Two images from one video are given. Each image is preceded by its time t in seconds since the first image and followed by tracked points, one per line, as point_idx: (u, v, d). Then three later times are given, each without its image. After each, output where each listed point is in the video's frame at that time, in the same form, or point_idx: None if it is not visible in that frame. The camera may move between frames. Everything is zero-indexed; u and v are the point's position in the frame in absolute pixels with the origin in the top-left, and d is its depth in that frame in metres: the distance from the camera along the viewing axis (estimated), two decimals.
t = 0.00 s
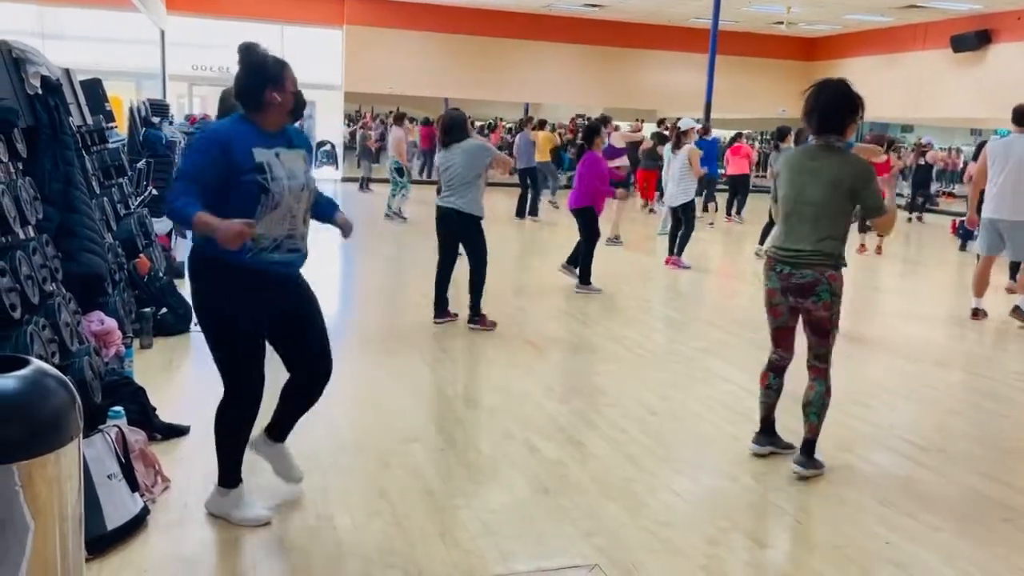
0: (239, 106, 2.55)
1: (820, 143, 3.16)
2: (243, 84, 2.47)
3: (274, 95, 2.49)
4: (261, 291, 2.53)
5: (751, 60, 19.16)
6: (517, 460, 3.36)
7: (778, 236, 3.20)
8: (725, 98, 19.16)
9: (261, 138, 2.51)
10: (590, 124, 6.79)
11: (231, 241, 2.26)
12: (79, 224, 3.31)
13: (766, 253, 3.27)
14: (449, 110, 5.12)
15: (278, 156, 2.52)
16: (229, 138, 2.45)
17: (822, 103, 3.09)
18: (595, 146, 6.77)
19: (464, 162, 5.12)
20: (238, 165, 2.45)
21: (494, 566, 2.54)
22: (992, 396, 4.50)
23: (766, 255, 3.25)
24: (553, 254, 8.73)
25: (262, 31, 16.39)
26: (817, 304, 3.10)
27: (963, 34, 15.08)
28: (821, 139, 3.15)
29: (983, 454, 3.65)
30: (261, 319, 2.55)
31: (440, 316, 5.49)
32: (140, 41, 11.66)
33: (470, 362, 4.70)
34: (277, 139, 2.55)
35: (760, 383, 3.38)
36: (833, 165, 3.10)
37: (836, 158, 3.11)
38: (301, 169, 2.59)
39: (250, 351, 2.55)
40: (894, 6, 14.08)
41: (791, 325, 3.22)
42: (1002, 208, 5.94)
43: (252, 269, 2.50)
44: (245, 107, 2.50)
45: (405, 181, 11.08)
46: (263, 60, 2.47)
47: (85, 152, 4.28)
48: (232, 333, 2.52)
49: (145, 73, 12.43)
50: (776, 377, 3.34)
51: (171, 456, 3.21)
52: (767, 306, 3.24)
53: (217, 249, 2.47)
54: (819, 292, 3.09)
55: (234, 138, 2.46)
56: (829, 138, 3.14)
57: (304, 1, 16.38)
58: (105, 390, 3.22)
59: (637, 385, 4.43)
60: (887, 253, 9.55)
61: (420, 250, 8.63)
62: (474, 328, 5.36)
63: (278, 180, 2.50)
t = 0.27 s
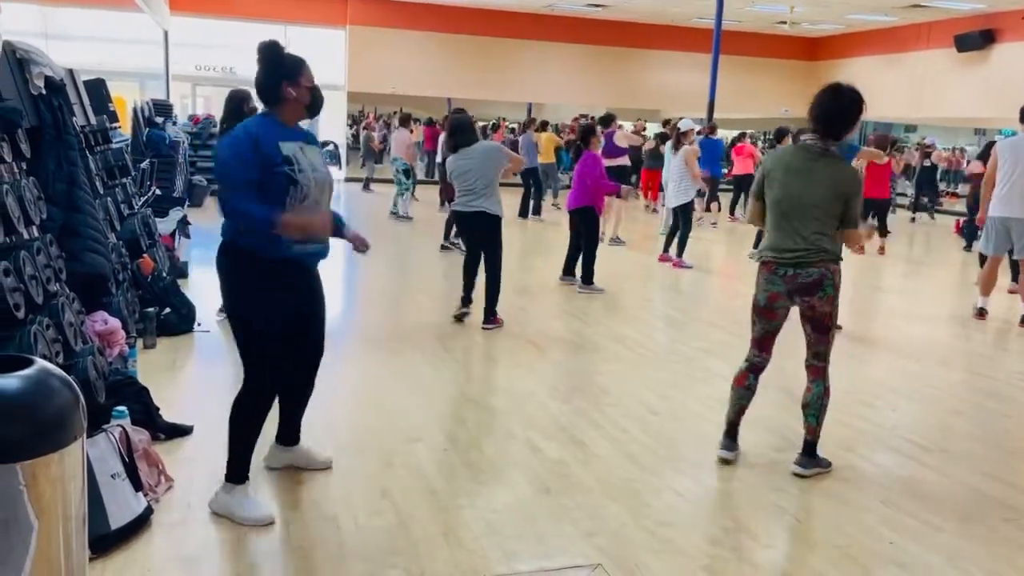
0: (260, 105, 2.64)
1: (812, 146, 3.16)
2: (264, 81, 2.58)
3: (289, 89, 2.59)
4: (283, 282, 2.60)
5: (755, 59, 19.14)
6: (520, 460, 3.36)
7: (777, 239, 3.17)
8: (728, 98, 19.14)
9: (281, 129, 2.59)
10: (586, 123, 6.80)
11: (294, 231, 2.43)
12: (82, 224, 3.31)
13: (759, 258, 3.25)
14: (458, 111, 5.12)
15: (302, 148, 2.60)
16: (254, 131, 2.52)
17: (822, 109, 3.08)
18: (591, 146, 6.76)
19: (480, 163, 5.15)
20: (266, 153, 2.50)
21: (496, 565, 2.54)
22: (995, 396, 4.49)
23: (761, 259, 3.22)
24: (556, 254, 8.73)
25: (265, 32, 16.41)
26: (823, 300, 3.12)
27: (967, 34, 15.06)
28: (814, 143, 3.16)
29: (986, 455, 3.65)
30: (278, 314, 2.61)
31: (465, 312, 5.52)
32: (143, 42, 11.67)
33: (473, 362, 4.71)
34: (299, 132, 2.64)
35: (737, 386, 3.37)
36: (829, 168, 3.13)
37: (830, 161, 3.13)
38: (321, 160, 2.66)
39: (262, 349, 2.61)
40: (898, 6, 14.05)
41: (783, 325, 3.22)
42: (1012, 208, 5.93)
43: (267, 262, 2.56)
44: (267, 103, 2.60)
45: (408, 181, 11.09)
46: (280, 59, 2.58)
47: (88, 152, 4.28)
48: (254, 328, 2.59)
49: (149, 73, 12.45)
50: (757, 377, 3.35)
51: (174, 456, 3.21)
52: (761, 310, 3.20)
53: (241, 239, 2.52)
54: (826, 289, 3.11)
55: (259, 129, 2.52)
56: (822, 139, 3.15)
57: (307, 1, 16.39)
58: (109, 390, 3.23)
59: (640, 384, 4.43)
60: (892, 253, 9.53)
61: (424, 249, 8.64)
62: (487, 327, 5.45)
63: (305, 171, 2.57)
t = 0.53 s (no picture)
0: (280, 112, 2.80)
1: (800, 145, 3.17)
2: (284, 89, 2.74)
3: (306, 98, 2.74)
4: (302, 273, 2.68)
5: (758, 59, 19.13)
6: (522, 460, 3.36)
7: (763, 237, 3.15)
8: (731, 98, 19.13)
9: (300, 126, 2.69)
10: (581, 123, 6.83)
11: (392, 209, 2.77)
12: (86, 225, 3.32)
13: (740, 254, 3.22)
14: (471, 108, 5.14)
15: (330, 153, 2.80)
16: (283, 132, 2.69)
17: (817, 106, 3.11)
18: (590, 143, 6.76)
19: (485, 163, 5.17)
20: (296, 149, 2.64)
21: (498, 566, 2.55)
22: (998, 397, 4.48)
23: (743, 257, 3.20)
24: (559, 254, 8.73)
25: (268, 32, 16.42)
26: (803, 301, 3.19)
27: (969, 34, 15.04)
28: (801, 142, 3.18)
29: (988, 455, 3.65)
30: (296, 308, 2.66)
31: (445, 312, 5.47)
32: (146, 42, 11.68)
33: (475, 362, 4.71)
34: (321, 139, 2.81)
35: (724, 391, 3.31)
36: (816, 168, 3.16)
37: (817, 160, 3.16)
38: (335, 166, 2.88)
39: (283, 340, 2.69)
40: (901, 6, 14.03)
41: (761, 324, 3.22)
42: (1012, 208, 5.93)
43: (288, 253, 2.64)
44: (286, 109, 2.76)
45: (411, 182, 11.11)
46: (299, 67, 2.75)
47: (91, 152, 4.29)
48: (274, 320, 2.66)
49: (151, 74, 12.46)
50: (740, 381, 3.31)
51: (177, 456, 3.22)
52: (743, 307, 3.18)
53: (268, 224, 2.63)
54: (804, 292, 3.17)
55: (287, 128, 2.68)
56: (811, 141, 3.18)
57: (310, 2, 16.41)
58: (111, 390, 3.23)
59: (642, 385, 4.43)
60: (893, 253, 9.53)
61: (427, 250, 8.64)
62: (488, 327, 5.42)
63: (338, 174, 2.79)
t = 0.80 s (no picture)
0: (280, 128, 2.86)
1: (797, 158, 3.18)
2: (284, 105, 2.80)
3: (305, 115, 2.81)
4: (321, 272, 2.69)
5: (760, 60, 19.12)
6: (523, 461, 3.36)
7: (760, 247, 3.16)
8: (733, 99, 19.13)
9: (305, 140, 2.75)
10: (580, 124, 6.85)
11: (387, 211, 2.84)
12: (88, 226, 3.33)
13: (737, 261, 3.22)
14: (460, 107, 5.12)
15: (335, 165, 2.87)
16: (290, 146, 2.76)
17: (805, 117, 3.08)
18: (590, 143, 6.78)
19: (472, 165, 5.17)
20: (308, 162, 2.72)
21: (498, 566, 2.55)
22: (1000, 398, 4.48)
23: (740, 265, 3.20)
24: (561, 255, 8.74)
25: (271, 33, 16.43)
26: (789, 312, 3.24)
27: (972, 34, 15.03)
28: (798, 154, 3.17)
29: (991, 456, 3.64)
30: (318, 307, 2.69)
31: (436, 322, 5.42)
32: (149, 44, 11.71)
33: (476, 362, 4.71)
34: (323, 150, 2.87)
35: (721, 391, 3.31)
36: (813, 182, 3.17)
37: (815, 174, 3.18)
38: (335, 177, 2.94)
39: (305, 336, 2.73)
40: (903, 7, 14.02)
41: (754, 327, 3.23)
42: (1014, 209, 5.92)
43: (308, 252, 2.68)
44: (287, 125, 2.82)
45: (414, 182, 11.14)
46: (299, 83, 2.81)
47: (94, 153, 4.30)
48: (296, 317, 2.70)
49: (154, 75, 12.50)
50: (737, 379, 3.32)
51: (179, 457, 3.22)
52: (736, 311, 3.19)
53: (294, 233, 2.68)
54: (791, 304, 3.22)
55: (292, 143, 2.76)
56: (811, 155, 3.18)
57: (313, 3, 16.43)
58: (113, 391, 3.24)
59: (644, 385, 4.43)
60: (894, 254, 9.54)
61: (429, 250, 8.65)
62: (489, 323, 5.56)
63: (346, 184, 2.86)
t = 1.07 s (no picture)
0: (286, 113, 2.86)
1: (810, 147, 3.17)
2: (289, 90, 2.78)
3: (312, 99, 2.79)
4: (334, 264, 2.74)
5: (762, 61, 19.11)
6: (526, 462, 3.36)
7: (784, 240, 3.17)
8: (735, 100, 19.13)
9: (316, 127, 2.76)
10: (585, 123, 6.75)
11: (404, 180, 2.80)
12: (90, 227, 3.33)
13: (763, 258, 3.23)
14: (450, 107, 5.10)
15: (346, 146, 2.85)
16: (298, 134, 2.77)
17: (811, 108, 3.08)
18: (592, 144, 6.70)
19: (467, 163, 5.17)
20: (320, 150, 2.72)
21: (500, 567, 2.55)
22: (1004, 400, 4.47)
23: (766, 259, 3.21)
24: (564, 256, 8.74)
25: (273, 34, 16.45)
26: (822, 301, 3.21)
27: (974, 35, 15.00)
28: (811, 144, 3.17)
29: (994, 458, 3.64)
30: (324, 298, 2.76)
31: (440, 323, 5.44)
32: (151, 46, 11.72)
33: (478, 363, 4.71)
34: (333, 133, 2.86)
35: (735, 390, 3.30)
36: (828, 169, 3.17)
37: (831, 160, 3.17)
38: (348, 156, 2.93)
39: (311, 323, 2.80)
40: (905, 8, 14.01)
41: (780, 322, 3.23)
42: None
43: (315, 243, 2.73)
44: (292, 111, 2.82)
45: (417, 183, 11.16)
46: (304, 67, 2.78)
47: (96, 154, 4.31)
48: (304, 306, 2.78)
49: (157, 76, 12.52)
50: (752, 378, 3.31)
51: (181, 457, 3.23)
52: (766, 306, 3.19)
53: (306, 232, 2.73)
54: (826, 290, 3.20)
55: (301, 131, 2.76)
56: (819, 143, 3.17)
57: (315, 5, 16.45)
58: (116, 392, 3.24)
59: (647, 387, 4.43)
60: (896, 256, 9.52)
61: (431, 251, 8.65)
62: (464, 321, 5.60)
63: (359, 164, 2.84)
